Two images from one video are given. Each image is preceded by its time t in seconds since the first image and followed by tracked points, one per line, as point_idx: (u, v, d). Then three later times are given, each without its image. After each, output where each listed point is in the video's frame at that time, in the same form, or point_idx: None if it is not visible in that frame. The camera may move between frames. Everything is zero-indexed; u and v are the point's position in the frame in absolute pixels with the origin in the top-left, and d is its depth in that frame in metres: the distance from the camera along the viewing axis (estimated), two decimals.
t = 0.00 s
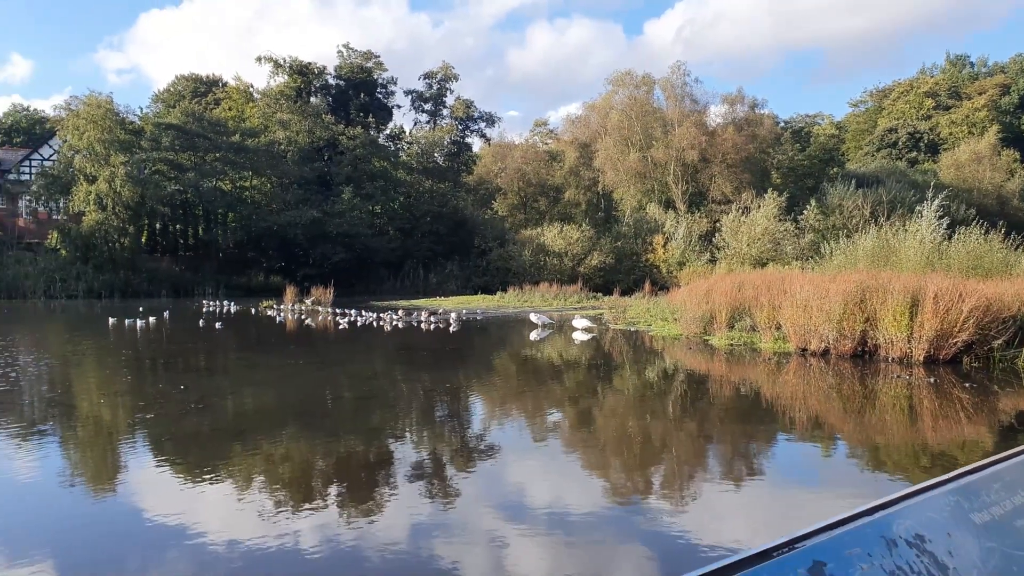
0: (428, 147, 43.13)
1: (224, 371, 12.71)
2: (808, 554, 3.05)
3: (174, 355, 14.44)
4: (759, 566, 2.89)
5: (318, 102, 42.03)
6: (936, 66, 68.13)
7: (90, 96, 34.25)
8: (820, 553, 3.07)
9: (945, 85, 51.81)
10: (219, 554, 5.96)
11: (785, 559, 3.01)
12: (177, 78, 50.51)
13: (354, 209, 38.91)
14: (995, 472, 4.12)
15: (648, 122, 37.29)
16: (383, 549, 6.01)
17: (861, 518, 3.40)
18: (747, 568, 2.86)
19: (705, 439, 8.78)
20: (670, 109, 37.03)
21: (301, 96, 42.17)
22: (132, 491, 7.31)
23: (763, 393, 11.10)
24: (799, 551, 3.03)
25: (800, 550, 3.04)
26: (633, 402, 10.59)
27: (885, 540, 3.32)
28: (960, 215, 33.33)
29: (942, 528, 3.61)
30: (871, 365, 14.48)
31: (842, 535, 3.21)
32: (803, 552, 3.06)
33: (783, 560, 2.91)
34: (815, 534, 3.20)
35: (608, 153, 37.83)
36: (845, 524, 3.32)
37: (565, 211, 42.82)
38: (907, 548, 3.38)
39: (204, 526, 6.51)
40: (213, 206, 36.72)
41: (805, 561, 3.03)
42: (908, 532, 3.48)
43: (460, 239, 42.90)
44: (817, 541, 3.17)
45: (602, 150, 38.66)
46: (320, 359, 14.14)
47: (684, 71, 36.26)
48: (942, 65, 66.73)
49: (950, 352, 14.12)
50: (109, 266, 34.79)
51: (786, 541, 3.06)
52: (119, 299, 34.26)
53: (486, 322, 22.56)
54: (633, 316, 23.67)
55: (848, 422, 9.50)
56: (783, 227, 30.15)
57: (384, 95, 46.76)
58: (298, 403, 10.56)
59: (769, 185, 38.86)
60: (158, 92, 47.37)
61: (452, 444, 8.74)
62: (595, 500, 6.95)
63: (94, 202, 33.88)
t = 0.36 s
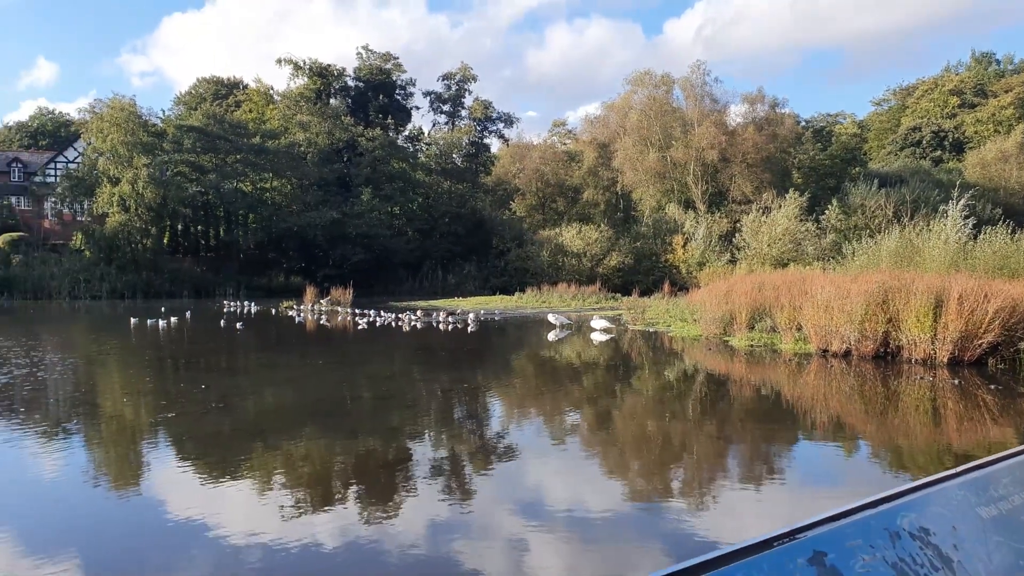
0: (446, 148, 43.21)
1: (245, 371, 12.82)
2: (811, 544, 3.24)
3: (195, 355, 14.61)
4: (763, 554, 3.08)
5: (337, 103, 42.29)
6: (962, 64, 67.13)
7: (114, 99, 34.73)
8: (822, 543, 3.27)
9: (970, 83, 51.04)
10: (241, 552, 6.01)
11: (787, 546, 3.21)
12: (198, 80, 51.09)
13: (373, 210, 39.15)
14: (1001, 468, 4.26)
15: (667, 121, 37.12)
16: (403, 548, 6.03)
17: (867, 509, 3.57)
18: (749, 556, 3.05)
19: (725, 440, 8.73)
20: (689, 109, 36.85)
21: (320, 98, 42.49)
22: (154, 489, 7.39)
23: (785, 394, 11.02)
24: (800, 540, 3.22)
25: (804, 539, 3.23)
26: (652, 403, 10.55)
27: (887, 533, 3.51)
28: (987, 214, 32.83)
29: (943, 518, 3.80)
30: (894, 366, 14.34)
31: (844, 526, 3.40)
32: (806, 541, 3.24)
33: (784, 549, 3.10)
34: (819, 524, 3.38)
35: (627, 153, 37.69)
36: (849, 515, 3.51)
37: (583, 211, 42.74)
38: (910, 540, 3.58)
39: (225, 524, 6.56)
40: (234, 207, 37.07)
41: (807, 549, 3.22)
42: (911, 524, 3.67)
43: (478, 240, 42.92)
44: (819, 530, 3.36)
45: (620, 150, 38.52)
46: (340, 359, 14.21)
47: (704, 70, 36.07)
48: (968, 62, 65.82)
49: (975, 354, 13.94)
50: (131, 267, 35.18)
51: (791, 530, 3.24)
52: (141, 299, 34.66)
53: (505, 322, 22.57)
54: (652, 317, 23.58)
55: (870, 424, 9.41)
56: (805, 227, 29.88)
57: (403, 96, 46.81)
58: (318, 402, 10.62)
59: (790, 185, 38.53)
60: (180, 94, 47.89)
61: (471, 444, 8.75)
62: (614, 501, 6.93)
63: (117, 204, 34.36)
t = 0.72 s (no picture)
0: (465, 149, 43.32)
1: (265, 371, 12.94)
2: (814, 535, 3.37)
3: (216, 355, 14.78)
4: (764, 544, 3.21)
5: (357, 105, 42.56)
6: (989, 61, 66.03)
7: (137, 102, 35.19)
8: (825, 534, 3.39)
9: (997, 81, 50.27)
10: (262, 551, 6.05)
11: (790, 536, 3.33)
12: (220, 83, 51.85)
13: (392, 211, 39.40)
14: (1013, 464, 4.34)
15: (687, 121, 36.93)
16: (422, 548, 6.04)
17: (874, 502, 3.67)
18: (750, 543, 3.18)
19: (745, 443, 8.66)
20: (710, 109, 36.67)
21: (340, 100, 42.82)
22: (176, 488, 7.48)
23: (806, 396, 10.91)
24: (803, 530, 3.34)
25: (807, 530, 3.35)
26: (672, 405, 10.50)
27: (889, 524, 3.60)
28: (1014, 215, 32.33)
29: (949, 511, 3.89)
30: (918, 369, 14.16)
31: (848, 518, 3.50)
32: (809, 532, 3.36)
33: (786, 539, 3.23)
34: (823, 515, 3.50)
35: (647, 154, 37.52)
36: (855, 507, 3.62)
37: (602, 212, 42.64)
38: (915, 533, 3.70)
39: (246, 523, 6.61)
40: (255, 209, 37.42)
41: (809, 540, 3.35)
42: (917, 516, 3.77)
43: (497, 241, 43.02)
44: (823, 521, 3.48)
45: (640, 150, 38.37)
46: (359, 359, 14.29)
47: (725, 70, 35.85)
48: (995, 60, 64.79)
49: (1002, 356, 13.72)
50: (154, 268, 35.63)
51: (794, 521, 3.36)
52: (164, 300, 35.10)
53: (523, 323, 22.60)
54: (672, 318, 23.47)
55: (894, 427, 9.30)
56: (827, 227, 29.61)
57: (422, 98, 46.91)
58: (337, 402, 10.68)
59: (812, 185, 38.20)
60: (202, 97, 48.46)
61: (490, 446, 8.74)
62: (633, 503, 6.90)
63: (140, 206, 34.82)
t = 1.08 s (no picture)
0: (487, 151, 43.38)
1: (288, 370, 13.06)
2: (815, 527, 3.40)
3: (240, 355, 14.94)
4: (765, 534, 3.24)
5: (379, 107, 42.87)
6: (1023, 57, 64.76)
7: (164, 105, 35.69)
8: (828, 527, 3.41)
9: None
10: (287, 551, 6.10)
11: (792, 528, 3.36)
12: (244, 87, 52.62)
13: (414, 212, 39.53)
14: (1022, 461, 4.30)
15: (710, 121, 36.73)
16: (445, 549, 6.05)
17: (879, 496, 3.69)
18: (750, 535, 3.21)
19: (770, 445, 8.59)
20: (733, 108, 36.36)
21: (363, 102, 43.18)
22: (201, 486, 7.57)
23: (832, 398, 10.80)
24: (805, 523, 3.36)
25: (808, 522, 3.38)
26: (695, 407, 10.44)
27: (892, 519, 3.60)
28: None
29: (959, 508, 3.88)
30: (946, 371, 13.94)
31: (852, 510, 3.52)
32: (811, 524, 3.39)
33: (786, 531, 3.26)
34: (828, 507, 3.51)
35: (669, 154, 37.30)
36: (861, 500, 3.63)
37: (625, 212, 42.32)
38: (923, 527, 3.70)
39: (272, 523, 6.67)
40: (280, 211, 37.65)
41: (810, 532, 3.37)
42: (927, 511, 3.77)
43: (518, 242, 43.07)
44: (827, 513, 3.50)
45: (662, 150, 38.16)
46: (381, 360, 14.36)
47: (749, 69, 35.54)
48: None
49: None
50: (179, 270, 36.05)
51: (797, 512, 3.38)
52: (189, 300, 35.48)
53: (545, 324, 22.60)
54: (695, 319, 23.33)
55: (921, 430, 9.17)
56: (852, 227, 29.26)
57: (444, 100, 47.17)
58: (360, 402, 10.74)
59: (838, 185, 37.82)
60: (228, 100, 49.10)
61: (511, 447, 8.74)
62: (656, 506, 6.86)
63: (166, 207, 35.29)
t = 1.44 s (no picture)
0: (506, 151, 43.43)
1: (310, 370, 13.15)
2: (817, 519, 3.67)
3: (261, 354, 15.07)
4: (768, 524, 3.52)
5: (399, 109, 43.29)
6: None
7: (187, 107, 36.04)
8: (830, 518, 3.69)
9: None
10: (306, 550, 6.11)
11: (796, 520, 3.63)
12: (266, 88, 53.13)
13: (435, 214, 39.50)
14: None
15: (732, 121, 36.51)
16: (465, 550, 6.05)
17: (881, 492, 3.97)
18: (755, 525, 3.50)
19: (792, 447, 8.51)
20: (755, 107, 36.02)
21: (383, 103, 43.52)
22: (224, 485, 7.63)
23: (855, 400, 10.68)
24: (808, 515, 3.64)
25: (810, 514, 3.66)
26: (716, 408, 10.37)
27: (899, 511, 3.90)
28: None
29: (959, 505, 4.15)
30: (972, 372, 13.75)
31: (854, 505, 3.80)
32: (814, 515, 3.67)
33: (789, 521, 3.54)
34: (831, 502, 3.80)
35: (691, 154, 37.07)
36: (864, 496, 3.91)
37: (646, 212, 42.48)
38: (925, 521, 3.95)
39: (292, 522, 6.69)
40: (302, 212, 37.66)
41: (814, 523, 3.65)
42: (929, 506, 4.03)
43: (538, 242, 43.04)
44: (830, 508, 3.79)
45: (683, 150, 37.92)
46: (401, 360, 14.39)
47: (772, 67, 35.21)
48: None
49: None
50: (202, 270, 36.73)
51: (801, 505, 3.66)
52: (212, 301, 35.95)
53: (564, 324, 22.59)
54: (716, 320, 23.21)
55: (947, 432, 9.04)
56: (876, 227, 28.94)
57: (464, 100, 47.49)
58: (380, 402, 10.78)
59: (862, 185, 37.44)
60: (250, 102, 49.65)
61: (530, 447, 8.73)
62: (677, 508, 6.82)
63: (189, 208, 35.46)
